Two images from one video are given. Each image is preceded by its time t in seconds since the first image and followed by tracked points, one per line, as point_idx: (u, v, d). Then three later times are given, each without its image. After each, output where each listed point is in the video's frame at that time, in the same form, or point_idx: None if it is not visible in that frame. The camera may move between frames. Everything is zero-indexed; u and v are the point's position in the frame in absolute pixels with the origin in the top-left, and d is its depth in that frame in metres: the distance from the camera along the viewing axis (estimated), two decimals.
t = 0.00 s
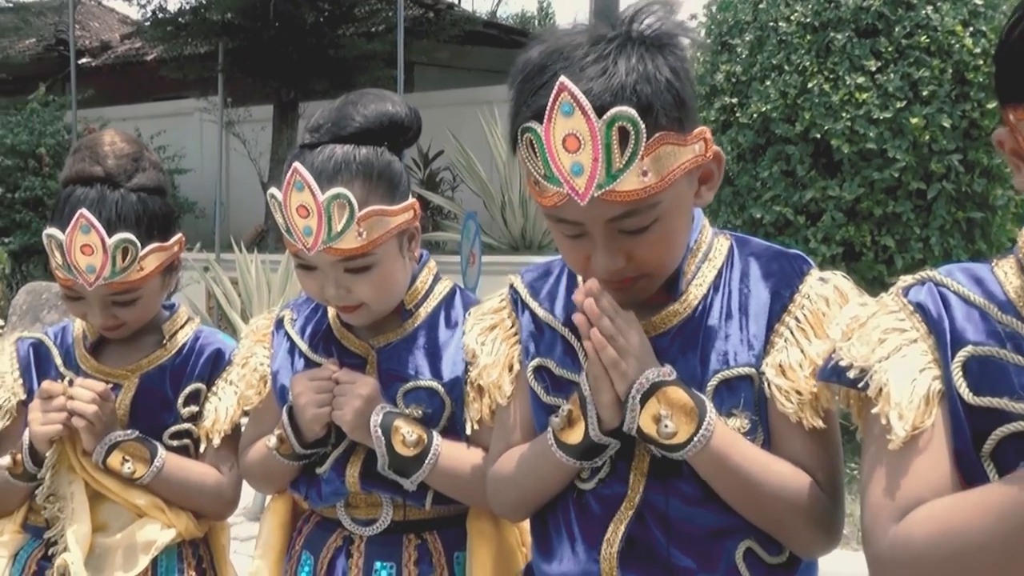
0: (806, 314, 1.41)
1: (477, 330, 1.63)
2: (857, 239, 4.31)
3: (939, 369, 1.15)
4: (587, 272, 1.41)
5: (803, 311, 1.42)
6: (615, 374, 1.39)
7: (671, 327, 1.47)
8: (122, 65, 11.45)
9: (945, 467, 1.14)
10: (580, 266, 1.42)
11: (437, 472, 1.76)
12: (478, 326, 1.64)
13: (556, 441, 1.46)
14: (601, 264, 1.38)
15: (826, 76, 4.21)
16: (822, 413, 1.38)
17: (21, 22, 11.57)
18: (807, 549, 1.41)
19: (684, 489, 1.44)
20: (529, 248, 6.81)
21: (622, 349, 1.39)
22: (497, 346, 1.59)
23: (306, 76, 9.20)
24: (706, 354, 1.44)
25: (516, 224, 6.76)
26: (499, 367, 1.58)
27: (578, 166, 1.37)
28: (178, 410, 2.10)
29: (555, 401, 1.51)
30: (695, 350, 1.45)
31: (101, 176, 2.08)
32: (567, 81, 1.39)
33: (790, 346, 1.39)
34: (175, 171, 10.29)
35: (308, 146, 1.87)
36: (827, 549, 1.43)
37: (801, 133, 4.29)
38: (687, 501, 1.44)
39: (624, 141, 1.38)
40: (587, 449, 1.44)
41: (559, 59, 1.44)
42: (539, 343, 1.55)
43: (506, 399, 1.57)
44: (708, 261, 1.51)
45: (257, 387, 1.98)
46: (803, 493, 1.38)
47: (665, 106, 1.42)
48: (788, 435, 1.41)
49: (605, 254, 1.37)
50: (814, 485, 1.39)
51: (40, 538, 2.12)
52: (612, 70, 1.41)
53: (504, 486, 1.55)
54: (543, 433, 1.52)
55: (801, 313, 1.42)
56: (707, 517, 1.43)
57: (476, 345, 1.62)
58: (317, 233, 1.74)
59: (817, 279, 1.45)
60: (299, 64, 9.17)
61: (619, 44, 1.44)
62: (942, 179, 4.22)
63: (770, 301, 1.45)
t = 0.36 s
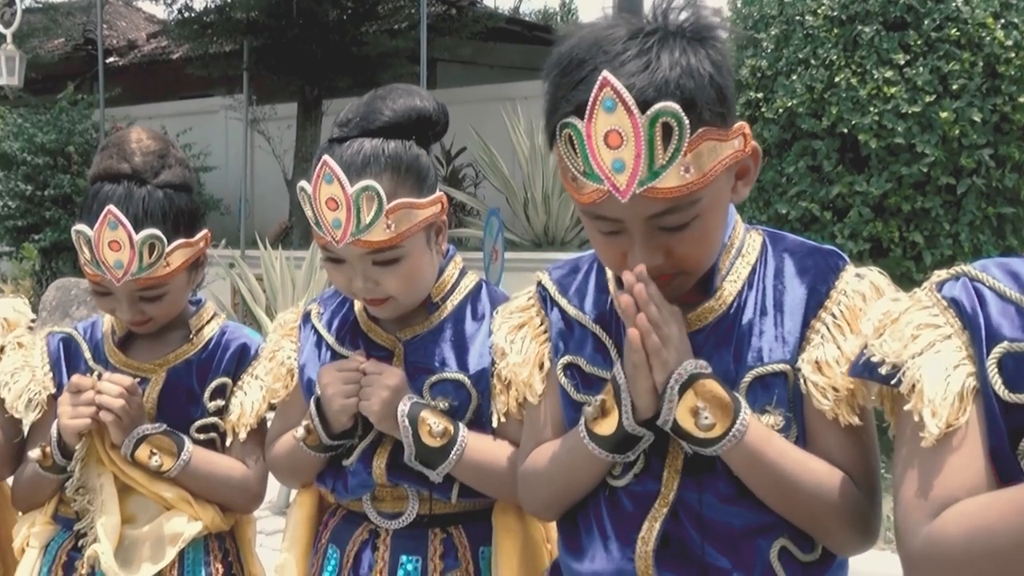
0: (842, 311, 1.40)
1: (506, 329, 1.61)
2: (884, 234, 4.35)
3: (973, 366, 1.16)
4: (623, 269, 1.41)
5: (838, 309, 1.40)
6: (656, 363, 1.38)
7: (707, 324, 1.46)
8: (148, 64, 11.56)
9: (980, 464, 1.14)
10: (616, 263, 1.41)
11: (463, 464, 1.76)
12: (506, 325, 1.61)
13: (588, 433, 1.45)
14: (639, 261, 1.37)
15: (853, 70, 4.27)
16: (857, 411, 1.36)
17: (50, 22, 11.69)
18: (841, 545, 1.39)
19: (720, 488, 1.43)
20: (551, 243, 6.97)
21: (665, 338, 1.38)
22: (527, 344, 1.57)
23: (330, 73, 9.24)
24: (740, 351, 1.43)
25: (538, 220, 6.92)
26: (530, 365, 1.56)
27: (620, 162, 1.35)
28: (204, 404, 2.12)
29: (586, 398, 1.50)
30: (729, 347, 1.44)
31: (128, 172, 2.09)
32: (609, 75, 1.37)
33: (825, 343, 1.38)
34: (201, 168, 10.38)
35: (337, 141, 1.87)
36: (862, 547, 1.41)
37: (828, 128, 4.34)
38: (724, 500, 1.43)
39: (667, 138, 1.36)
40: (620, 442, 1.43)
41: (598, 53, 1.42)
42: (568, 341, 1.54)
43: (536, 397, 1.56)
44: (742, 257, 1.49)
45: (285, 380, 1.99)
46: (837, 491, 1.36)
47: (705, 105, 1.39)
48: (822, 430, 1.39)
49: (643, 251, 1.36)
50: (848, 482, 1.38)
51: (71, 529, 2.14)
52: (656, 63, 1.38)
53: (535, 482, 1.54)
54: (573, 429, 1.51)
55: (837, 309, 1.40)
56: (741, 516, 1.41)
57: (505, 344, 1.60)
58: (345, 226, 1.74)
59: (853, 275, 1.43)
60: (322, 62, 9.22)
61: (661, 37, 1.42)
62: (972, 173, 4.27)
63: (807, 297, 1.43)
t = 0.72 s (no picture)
0: (873, 310, 1.39)
1: (527, 329, 1.62)
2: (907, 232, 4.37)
3: (1002, 367, 1.17)
4: (656, 266, 1.39)
5: (869, 308, 1.39)
6: (686, 375, 1.38)
7: (738, 324, 1.44)
8: (171, 62, 11.64)
9: (1009, 467, 1.16)
10: (649, 259, 1.39)
11: (482, 462, 1.76)
12: (528, 325, 1.62)
13: (611, 428, 1.45)
14: (675, 258, 1.36)
15: (877, 67, 4.29)
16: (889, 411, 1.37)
17: (75, 20, 11.79)
18: (874, 543, 1.40)
19: (753, 488, 1.43)
20: (570, 241, 7.02)
21: (693, 350, 1.37)
22: (549, 345, 1.57)
23: (351, 70, 9.28)
24: (772, 351, 1.42)
25: (557, 217, 6.98)
26: (553, 365, 1.56)
27: (662, 157, 1.34)
28: (227, 399, 2.13)
29: (609, 397, 1.50)
30: (761, 346, 1.42)
31: (153, 170, 2.11)
32: (654, 68, 1.35)
33: (857, 342, 1.37)
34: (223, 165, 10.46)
35: (358, 138, 1.88)
36: (892, 545, 1.42)
37: (852, 124, 4.37)
38: (757, 500, 1.42)
39: (711, 131, 1.35)
40: (646, 437, 1.43)
41: (640, 46, 1.40)
42: (592, 340, 1.53)
43: (560, 398, 1.56)
44: (769, 257, 1.48)
45: (306, 375, 2.00)
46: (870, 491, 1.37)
47: (750, 95, 1.38)
48: (852, 431, 1.40)
49: (680, 248, 1.36)
50: (879, 483, 1.38)
51: (97, 521, 2.16)
52: (701, 57, 1.37)
53: (559, 481, 1.53)
54: (596, 428, 1.51)
55: (868, 310, 1.39)
56: (775, 515, 1.41)
57: (527, 344, 1.60)
58: (366, 224, 1.75)
59: (882, 275, 1.43)
60: (343, 59, 9.26)
61: (704, 31, 1.40)
62: (999, 172, 4.27)
63: (837, 298, 1.42)
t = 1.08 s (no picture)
0: (896, 307, 1.38)
1: (549, 322, 1.62)
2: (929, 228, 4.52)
3: None
4: (672, 261, 1.39)
5: (893, 306, 1.39)
6: (703, 368, 1.38)
7: (757, 319, 1.44)
8: (189, 59, 11.72)
9: None
10: (665, 254, 1.39)
11: (497, 457, 1.77)
12: (550, 318, 1.62)
13: (631, 428, 1.44)
14: (690, 252, 1.36)
15: (898, 61, 4.40)
16: (910, 410, 1.36)
17: (95, 19, 11.91)
18: (894, 545, 1.39)
19: (770, 485, 1.42)
20: (587, 237, 7.13)
21: (708, 343, 1.37)
22: (570, 338, 1.57)
23: (368, 66, 9.32)
24: (792, 348, 1.41)
25: (574, 214, 7.09)
26: (573, 359, 1.56)
27: (674, 151, 1.34)
28: (249, 394, 2.15)
29: (629, 392, 1.50)
30: (780, 342, 1.42)
31: (177, 166, 2.12)
32: (666, 62, 1.35)
33: (877, 341, 1.37)
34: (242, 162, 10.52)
35: (377, 133, 1.89)
36: (913, 548, 1.40)
37: (872, 119, 4.50)
38: (775, 497, 1.42)
39: (723, 125, 1.34)
40: (664, 435, 1.42)
41: (654, 39, 1.40)
42: (612, 335, 1.53)
43: (580, 391, 1.56)
44: (792, 252, 1.48)
45: (326, 370, 2.01)
46: (890, 490, 1.36)
47: (764, 89, 1.38)
48: (873, 428, 1.39)
49: (695, 242, 1.35)
50: (901, 482, 1.38)
51: (121, 514, 2.18)
52: (713, 50, 1.37)
53: (578, 475, 1.54)
54: (616, 423, 1.51)
55: (892, 307, 1.39)
56: (792, 513, 1.41)
57: (548, 337, 1.61)
58: (384, 217, 1.75)
59: (908, 272, 1.42)
60: (360, 56, 9.30)
61: (718, 24, 1.40)
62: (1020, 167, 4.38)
63: (859, 295, 1.41)
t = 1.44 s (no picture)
0: (923, 306, 1.38)
1: (577, 313, 1.62)
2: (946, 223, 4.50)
3: None
4: (688, 255, 1.40)
5: (921, 306, 1.38)
6: (723, 356, 1.36)
7: (778, 315, 1.44)
8: (205, 57, 11.76)
9: None
10: (681, 248, 1.40)
11: (514, 453, 1.77)
12: (578, 308, 1.63)
13: (654, 427, 1.45)
14: (703, 246, 1.36)
15: (917, 55, 4.39)
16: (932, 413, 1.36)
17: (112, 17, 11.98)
18: (912, 550, 1.38)
19: (782, 485, 1.42)
20: (602, 233, 7.25)
21: (732, 331, 1.36)
22: (597, 329, 1.58)
23: (383, 63, 9.34)
24: (812, 346, 1.41)
25: (588, 210, 7.20)
26: (599, 350, 1.57)
27: (682, 145, 1.34)
28: (272, 389, 2.16)
29: (653, 385, 1.50)
30: (800, 341, 1.42)
31: (201, 162, 2.14)
32: (672, 55, 1.35)
33: (900, 342, 1.36)
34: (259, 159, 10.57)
35: (395, 130, 1.90)
36: (930, 555, 1.40)
37: (890, 114, 4.48)
38: (787, 497, 1.41)
39: (730, 118, 1.34)
40: (685, 436, 1.43)
41: (666, 33, 1.40)
42: (638, 327, 1.53)
43: (605, 382, 1.57)
44: (818, 249, 1.47)
45: (346, 364, 2.03)
46: (908, 492, 1.35)
47: (772, 83, 1.36)
48: (895, 430, 1.38)
49: (707, 236, 1.35)
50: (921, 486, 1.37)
51: (145, 507, 2.20)
52: (722, 43, 1.36)
53: (599, 466, 1.57)
54: (639, 416, 1.52)
55: (919, 305, 1.38)
56: (803, 513, 1.40)
57: (576, 328, 1.61)
58: (402, 214, 1.76)
59: (939, 272, 1.41)
60: (376, 54, 9.33)
61: (731, 16, 1.39)
62: None
63: (885, 293, 1.40)
